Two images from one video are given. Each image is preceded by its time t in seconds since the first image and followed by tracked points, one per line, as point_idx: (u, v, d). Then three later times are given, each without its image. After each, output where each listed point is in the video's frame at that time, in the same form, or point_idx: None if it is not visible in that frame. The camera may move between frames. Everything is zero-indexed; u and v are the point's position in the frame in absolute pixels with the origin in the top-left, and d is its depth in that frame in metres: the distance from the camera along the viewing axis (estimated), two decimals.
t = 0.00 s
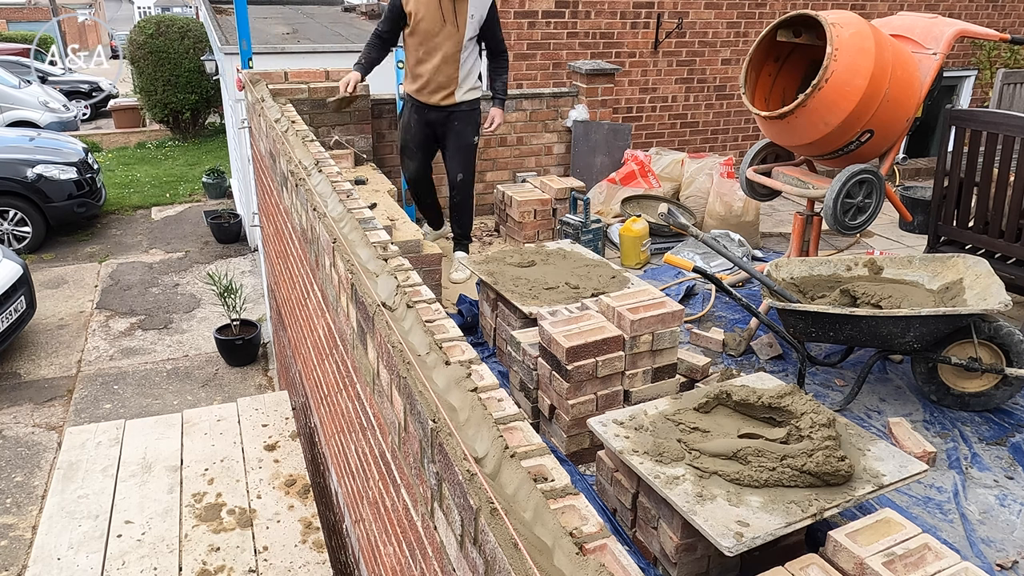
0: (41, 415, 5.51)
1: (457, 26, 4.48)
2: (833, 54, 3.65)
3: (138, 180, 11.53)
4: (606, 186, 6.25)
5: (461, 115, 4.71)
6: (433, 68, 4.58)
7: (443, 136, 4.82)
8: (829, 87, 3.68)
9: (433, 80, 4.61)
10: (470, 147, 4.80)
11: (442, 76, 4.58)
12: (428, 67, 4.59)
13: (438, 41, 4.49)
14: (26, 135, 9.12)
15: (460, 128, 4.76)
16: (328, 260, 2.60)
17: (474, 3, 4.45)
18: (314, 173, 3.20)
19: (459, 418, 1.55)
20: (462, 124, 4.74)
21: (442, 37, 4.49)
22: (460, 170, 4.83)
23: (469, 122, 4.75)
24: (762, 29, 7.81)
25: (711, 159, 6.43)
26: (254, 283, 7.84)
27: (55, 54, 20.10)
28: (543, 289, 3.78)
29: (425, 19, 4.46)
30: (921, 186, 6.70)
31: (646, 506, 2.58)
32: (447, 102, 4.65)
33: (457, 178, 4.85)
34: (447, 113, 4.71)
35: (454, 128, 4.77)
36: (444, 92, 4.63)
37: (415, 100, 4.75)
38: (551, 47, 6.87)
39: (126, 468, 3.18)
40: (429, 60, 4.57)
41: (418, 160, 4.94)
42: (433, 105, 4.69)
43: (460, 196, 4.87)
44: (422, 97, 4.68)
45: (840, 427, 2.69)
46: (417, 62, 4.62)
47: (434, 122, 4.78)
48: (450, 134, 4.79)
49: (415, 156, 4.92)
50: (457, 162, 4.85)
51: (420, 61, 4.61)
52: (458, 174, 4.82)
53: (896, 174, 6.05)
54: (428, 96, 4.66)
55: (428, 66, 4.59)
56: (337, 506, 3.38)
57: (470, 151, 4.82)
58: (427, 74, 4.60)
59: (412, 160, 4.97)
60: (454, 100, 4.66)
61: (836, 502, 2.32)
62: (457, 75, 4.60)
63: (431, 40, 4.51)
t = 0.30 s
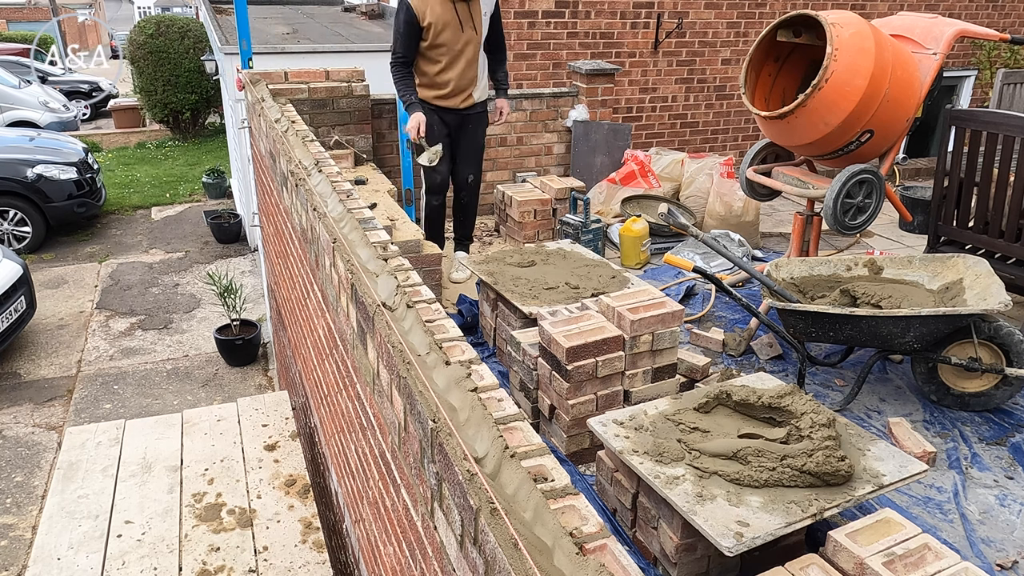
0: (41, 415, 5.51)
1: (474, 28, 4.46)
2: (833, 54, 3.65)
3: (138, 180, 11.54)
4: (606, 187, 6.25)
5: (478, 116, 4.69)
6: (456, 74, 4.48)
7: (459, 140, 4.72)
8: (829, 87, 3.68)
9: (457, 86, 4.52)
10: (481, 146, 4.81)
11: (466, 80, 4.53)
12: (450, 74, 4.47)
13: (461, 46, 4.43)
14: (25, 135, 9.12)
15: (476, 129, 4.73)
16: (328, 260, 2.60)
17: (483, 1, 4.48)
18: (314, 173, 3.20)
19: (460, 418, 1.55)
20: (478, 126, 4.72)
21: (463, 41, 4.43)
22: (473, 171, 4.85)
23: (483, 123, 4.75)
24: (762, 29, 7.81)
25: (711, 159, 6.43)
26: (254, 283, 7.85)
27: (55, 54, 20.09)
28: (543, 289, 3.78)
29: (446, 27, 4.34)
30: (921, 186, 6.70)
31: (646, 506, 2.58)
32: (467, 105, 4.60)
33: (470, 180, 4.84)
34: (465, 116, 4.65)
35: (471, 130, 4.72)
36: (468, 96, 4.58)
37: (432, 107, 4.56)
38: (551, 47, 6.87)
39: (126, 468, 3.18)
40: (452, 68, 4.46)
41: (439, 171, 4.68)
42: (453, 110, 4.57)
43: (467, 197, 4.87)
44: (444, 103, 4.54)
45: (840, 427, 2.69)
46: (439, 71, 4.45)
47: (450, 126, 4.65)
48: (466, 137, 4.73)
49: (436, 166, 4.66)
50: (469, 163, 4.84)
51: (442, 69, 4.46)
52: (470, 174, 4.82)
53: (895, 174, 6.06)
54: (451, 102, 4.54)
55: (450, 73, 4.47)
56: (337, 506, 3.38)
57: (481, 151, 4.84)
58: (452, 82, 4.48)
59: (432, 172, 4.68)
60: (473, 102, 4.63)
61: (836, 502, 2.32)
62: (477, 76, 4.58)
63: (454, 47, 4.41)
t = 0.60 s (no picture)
0: (41, 415, 5.51)
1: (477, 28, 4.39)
2: (833, 54, 3.65)
3: (138, 180, 11.54)
4: (606, 187, 6.25)
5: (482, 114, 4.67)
6: (465, 76, 4.43)
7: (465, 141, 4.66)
8: (829, 87, 3.68)
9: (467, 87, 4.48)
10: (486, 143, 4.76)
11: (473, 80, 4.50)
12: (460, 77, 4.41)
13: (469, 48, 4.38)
14: (26, 135, 9.12)
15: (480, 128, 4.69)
16: (328, 260, 2.60)
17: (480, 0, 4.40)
18: (314, 173, 3.21)
19: (459, 418, 1.55)
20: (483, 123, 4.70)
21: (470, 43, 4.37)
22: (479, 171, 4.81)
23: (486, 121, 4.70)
24: (762, 29, 7.81)
25: (711, 159, 6.43)
26: (254, 283, 7.84)
27: (55, 54, 20.05)
28: (543, 289, 3.78)
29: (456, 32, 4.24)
30: (921, 186, 6.70)
31: (646, 506, 2.58)
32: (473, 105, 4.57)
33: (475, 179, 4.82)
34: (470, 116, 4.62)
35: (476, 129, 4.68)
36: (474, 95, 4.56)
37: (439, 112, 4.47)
38: (551, 47, 6.86)
39: (126, 468, 3.18)
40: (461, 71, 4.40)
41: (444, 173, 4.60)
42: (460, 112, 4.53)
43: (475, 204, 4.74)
44: (452, 106, 4.48)
45: (840, 427, 2.69)
46: (451, 76, 4.37)
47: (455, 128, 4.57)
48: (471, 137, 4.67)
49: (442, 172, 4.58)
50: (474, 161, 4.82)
51: (453, 74, 4.38)
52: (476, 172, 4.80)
53: (895, 173, 6.06)
54: (459, 104, 4.50)
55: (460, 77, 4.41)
56: (337, 506, 3.38)
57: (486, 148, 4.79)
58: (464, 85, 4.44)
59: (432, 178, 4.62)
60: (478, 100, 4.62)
61: (836, 502, 2.32)
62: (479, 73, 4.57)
63: (463, 51, 4.34)
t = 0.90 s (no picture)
0: (41, 415, 5.51)
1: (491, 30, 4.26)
2: (833, 54, 3.65)
3: (138, 180, 11.54)
4: (606, 187, 6.25)
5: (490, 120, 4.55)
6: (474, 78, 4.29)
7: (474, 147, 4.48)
8: (829, 87, 3.68)
9: (474, 90, 4.33)
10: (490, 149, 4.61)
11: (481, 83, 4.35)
12: (467, 79, 4.27)
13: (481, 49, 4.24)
14: (26, 135, 9.12)
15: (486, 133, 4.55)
16: (328, 260, 2.60)
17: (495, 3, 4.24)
18: (314, 173, 3.21)
19: (459, 418, 1.55)
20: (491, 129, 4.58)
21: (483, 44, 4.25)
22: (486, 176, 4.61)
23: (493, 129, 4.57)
24: (762, 29, 7.81)
25: (711, 159, 6.43)
26: (254, 283, 7.85)
27: (55, 54, 20.03)
28: (543, 289, 3.78)
29: (468, 28, 4.11)
30: (921, 186, 6.70)
31: (646, 506, 2.58)
32: (480, 110, 4.44)
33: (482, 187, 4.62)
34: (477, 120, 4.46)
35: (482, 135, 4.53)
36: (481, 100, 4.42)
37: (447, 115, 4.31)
38: (551, 47, 6.86)
39: (126, 468, 3.18)
40: (470, 72, 4.26)
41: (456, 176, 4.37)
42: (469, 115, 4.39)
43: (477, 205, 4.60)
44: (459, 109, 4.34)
45: (840, 427, 2.69)
46: (458, 75, 4.23)
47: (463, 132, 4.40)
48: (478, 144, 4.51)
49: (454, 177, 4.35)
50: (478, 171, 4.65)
51: (461, 73, 4.24)
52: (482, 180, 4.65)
53: (895, 173, 6.06)
54: (466, 106, 4.35)
55: (468, 78, 4.27)
56: (337, 506, 3.38)
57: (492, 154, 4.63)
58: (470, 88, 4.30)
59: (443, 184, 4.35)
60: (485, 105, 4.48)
61: (836, 502, 2.32)
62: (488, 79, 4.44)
63: (474, 51, 4.21)
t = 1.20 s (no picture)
0: (41, 415, 5.51)
1: (495, 30, 4.07)
2: (833, 54, 3.65)
3: (138, 180, 11.54)
4: (606, 187, 6.25)
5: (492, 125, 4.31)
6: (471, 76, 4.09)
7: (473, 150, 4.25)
8: (829, 87, 3.68)
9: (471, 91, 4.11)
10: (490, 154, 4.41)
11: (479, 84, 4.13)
12: (465, 77, 4.08)
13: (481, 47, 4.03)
14: (26, 135, 9.12)
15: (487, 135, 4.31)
16: (328, 260, 2.60)
17: (502, 2, 4.07)
18: (314, 173, 3.21)
19: (459, 418, 1.55)
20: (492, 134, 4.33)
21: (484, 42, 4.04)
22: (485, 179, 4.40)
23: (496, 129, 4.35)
24: (762, 29, 7.81)
25: (711, 159, 6.43)
26: (254, 283, 7.85)
27: (56, 54, 20.01)
28: (543, 289, 3.78)
29: (465, 22, 3.94)
30: (921, 186, 6.70)
31: (646, 506, 2.58)
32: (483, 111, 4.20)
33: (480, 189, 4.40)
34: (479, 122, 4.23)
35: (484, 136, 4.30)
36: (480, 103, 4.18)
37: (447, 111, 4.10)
38: (551, 47, 6.87)
39: (126, 468, 3.18)
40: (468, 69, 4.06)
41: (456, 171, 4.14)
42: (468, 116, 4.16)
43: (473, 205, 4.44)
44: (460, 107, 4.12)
45: (840, 427, 2.69)
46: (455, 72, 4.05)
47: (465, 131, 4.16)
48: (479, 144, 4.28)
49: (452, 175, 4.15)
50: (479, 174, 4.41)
51: (458, 69, 4.05)
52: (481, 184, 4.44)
53: (895, 173, 6.06)
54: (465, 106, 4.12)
55: (466, 76, 4.08)
56: (337, 506, 3.38)
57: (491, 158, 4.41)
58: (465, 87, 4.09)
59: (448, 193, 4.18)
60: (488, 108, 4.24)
61: (836, 502, 2.32)
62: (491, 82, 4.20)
63: (472, 48, 4.02)
